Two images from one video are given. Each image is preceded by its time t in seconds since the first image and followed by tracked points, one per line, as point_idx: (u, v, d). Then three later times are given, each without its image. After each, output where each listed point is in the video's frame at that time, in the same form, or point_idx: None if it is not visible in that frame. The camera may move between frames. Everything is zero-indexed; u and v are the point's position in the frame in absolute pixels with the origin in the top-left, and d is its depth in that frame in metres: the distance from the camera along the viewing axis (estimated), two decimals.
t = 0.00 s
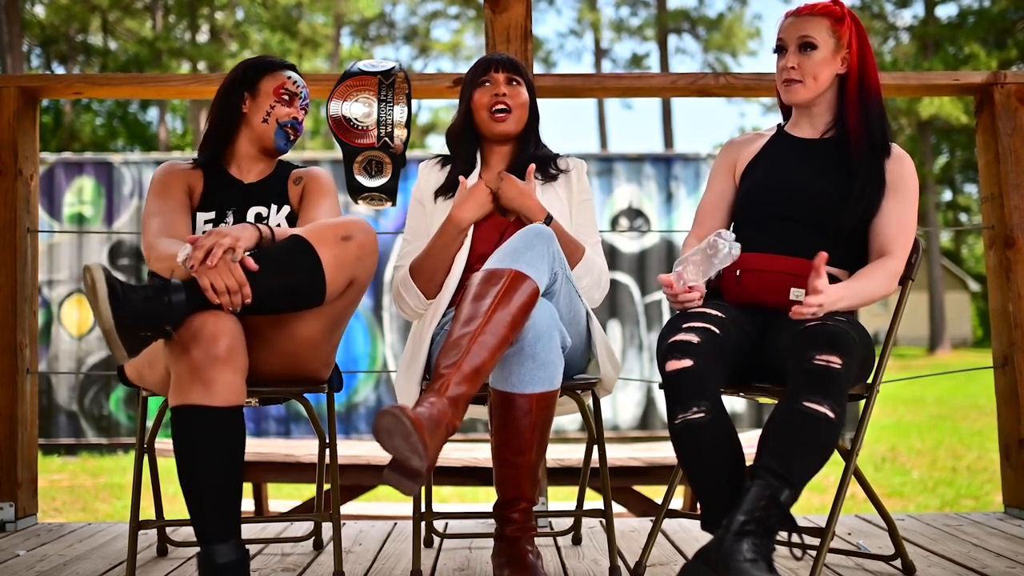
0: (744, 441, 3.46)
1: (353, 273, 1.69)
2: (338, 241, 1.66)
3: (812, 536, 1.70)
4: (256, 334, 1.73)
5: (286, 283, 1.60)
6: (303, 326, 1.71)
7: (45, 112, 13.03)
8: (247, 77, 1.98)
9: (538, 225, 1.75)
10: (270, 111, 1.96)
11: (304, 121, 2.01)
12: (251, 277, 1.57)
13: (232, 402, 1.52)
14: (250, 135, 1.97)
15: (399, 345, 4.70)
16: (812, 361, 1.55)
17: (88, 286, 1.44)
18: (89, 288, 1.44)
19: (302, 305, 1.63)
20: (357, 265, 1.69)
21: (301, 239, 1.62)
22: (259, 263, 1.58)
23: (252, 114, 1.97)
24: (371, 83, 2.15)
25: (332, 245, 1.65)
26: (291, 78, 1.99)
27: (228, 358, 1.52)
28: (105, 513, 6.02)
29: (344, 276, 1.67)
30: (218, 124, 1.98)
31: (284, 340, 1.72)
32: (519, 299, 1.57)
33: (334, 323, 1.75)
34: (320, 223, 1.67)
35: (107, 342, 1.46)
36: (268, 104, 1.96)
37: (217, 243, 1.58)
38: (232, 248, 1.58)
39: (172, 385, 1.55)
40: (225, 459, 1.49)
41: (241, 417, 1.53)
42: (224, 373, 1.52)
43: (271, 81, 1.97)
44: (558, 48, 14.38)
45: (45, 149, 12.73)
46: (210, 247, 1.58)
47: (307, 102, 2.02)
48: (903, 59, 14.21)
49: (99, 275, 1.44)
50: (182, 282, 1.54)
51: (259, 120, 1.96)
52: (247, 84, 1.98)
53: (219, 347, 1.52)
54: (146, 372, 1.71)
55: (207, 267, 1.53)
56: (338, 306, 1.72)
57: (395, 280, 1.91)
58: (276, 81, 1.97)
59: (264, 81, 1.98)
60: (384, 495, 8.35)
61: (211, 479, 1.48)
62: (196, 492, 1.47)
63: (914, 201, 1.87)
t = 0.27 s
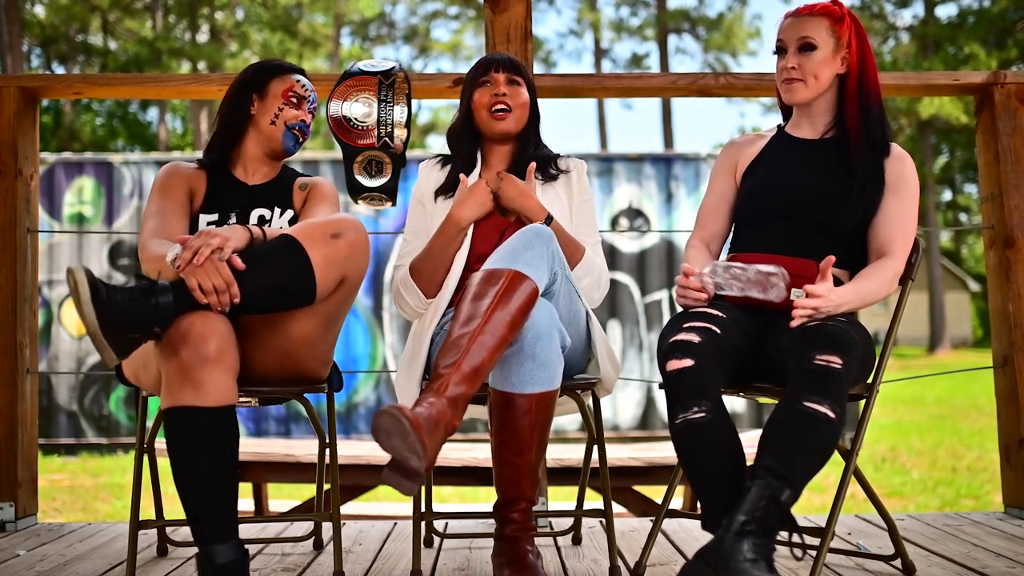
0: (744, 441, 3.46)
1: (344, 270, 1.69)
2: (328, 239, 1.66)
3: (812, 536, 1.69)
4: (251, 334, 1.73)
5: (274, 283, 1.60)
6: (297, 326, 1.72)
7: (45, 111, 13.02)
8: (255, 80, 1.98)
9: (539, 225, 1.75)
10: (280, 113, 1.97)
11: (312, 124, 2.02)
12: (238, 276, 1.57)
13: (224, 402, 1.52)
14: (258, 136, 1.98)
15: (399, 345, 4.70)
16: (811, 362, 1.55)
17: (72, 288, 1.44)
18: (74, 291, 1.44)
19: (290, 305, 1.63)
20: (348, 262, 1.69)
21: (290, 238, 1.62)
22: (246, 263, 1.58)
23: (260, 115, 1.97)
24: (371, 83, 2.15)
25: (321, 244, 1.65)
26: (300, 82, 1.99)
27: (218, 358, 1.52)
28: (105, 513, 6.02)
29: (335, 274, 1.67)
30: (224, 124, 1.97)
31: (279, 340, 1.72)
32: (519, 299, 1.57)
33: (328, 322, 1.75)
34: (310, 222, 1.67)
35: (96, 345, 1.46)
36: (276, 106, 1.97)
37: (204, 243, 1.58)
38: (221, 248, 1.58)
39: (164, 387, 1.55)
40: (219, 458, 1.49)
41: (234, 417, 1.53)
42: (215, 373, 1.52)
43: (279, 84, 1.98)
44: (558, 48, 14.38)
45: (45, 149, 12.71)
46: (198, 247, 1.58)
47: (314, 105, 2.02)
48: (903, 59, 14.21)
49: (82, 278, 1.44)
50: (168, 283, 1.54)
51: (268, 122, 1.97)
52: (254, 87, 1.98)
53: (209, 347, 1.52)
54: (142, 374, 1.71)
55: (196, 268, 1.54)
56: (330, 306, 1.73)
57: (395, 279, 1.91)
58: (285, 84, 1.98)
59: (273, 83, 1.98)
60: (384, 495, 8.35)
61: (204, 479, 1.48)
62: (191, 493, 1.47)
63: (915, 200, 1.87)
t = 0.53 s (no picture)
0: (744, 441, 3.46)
1: (348, 272, 1.69)
2: (331, 241, 1.66)
3: (812, 536, 1.69)
4: (252, 335, 1.73)
5: (278, 283, 1.60)
6: (299, 326, 1.72)
7: (45, 111, 13.02)
8: (255, 80, 1.97)
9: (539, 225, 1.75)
10: (281, 112, 1.96)
11: (312, 122, 2.02)
12: (243, 277, 1.57)
13: (226, 402, 1.52)
14: (259, 137, 1.98)
15: (399, 345, 4.70)
16: (811, 361, 1.55)
17: (78, 286, 1.43)
18: (80, 289, 1.43)
19: (292, 305, 1.63)
20: (351, 264, 1.69)
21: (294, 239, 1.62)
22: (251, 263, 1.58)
23: (261, 115, 1.97)
24: (371, 83, 2.15)
25: (325, 246, 1.65)
26: (300, 80, 1.99)
27: (221, 358, 1.52)
28: (105, 513, 6.02)
29: (338, 276, 1.67)
30: (224, 126, 1.97)
31: (280, 340, 1.72)
32: (519, 299, 1.57)
33: (330, 323, 1.75)
34: (314, 223, 1.67)
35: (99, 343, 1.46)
36: (276, 106, 1.97)
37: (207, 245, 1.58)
38: (225, 248, 1.58)
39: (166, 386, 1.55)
40: (221, 459, 1.49)
41: (236, 417, 1.53)
42: (217, 373, 1.52)
43: (279, 83, 1.97)
44: (558, 47, 14.39)
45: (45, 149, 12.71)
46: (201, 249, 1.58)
47: (315, 103, 2.02)
48: (903, 59, 14.21)
49: (88, 275, 1.43)
50: (173, 283, 1.54)
51: (269, 122, 1.97)
52: (254, 87, 1.98)
53: (212, 347, 1.51)
54: (143, 373, 1.71)
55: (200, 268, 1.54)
56: (333, 307, 1.73)
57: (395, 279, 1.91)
58: (284, 83, 1.97)
59: (273, 83, 1.97)
60: (384, 495, 8.35)
61: (205, 479, 1.48)
62: (191, 493, 1.48)
63: (914, 199, 1.87)
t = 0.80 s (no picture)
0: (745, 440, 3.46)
1: (354, 273, 1.69)
2: (339, 242, 1.66)
3: (812, 536, 1.69)
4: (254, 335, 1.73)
5: (282, 284, 1.59)
6: (303, 326, 1.72)
7: (45, 111, 13.03)
8: (256, 77, 1.97)
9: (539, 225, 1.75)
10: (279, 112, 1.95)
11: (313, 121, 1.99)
12: (247, 276, 1.56)
13: (232, 401, 1.52)
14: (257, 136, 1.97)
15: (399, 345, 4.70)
16: (811, 361, 1.55)
17: (94, 284, 1.44)
18: (94, 286, 1.44)
19: (297, 305, 1.62)
20: (358, 265, 1.68)
21: (302, 239, 1.62)
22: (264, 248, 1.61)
23: (260, 114, 1.96)
24: (371, 83, 2.15)
25: (333, 246, 1.65)
26: (301, 80, 1.97)
27: (227, 358, 1.53)
28: (105, 513, 6.02)
29: (344, 277, 1.67)
30: (225, 124, 1.98)
31: (283, 340, 1.72)
32: (519, 299, 1.57)
33: (333, 324, 1.74)
34: (323, 223, 1.66)
35: (109, 340, 1.47)
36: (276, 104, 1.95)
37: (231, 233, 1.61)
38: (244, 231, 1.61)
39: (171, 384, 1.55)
40: (224, 458, 1.49)
41: (241, 416, 1.53)
42: (223, 373, 1.52)
43: (279, 82, 1.96)
44: (558, 47, 14.40)
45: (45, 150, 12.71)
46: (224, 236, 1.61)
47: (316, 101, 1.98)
48: (903, 59, 14.20)
49: (104, 274, 1.44)
50: (185, 281, 1.53)
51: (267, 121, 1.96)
52: (255, 85, 1.97)
53: (220, 347, 1.52)
54: (146, 371, 1.71)
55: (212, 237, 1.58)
56: (339, 307, 1.72)
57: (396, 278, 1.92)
58: (285, 81, 1.96)
59: (273, 81, 1.97)
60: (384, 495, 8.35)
61: (208, 479, 1.48)
62: (193, 493, 1.47)
63: (913, 196, 1.85)
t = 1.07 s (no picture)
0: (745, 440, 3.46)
1: (346, 272, 1.68)
2: (329, 241, 1.65)
3: (812, 536, 1.69)
4: (251, 336, 1.73)
5: (271, 285, 1.59)
6: (298, 326, 1.72)
7: (45, 111, 13.03)
8: (256, 78, 1.97)
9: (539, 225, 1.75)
10: (281, 115, 1.96)
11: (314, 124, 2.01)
12: (234, 276, 1.57)
13: (225, 401, 1.52)
14: (260, 139, 1.97)
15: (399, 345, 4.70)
16: (811, 361, 1.55)
17: (80, 287, 1.45)
18: (80, 289, 1.45)
19: (288, 304, 1.62)
20: (350, 264, 1.68)
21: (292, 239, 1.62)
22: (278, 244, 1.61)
23: (262, 116, 1.97)
24: (371, 83, 2.14)
25: (324, 246, 1.64)
26: (301, 82, 1.99)
27: (219, 358, 1.52)
28: (105, 513, 6.02)
29: (337, 276, 1.67)
30: (227, 127, 1.98)
31: (279, 340, 1.72)
32: (519, 299, 1.57)
33: (330, 323, 1.74)
34: (314, 223, 1.67)
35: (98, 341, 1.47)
36: (279, 107, 1.96)
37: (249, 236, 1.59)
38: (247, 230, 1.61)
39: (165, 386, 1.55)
40: (218, 459, 1.49)
41: (235, 416, 1.53)
42: (216, 373, 1.52)
43: (280, 85, 1.97)
44: (558, 48, 14.41)
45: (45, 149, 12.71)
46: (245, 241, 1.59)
47: (316, 105, 2.02)
48: (903, 59, 14.21)
49: (89, 276, 1.45)
50: (173, 282, 1.54)
51: (270, 125, 1.96)
52: (256, 86, 1.97)
53: (210, 347, 1.52)
54: (142, 373, 1.71)
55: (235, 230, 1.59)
56: (332, 306, 1.72)
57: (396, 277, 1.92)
58: (286, 84, 1.97)
59: (273, 83, 1.97)
60: (384, 495, 8.35)
61: (205, 480, 1.48)
62: (190, 493, 1.47)
63: (913, 193, 1.84)
